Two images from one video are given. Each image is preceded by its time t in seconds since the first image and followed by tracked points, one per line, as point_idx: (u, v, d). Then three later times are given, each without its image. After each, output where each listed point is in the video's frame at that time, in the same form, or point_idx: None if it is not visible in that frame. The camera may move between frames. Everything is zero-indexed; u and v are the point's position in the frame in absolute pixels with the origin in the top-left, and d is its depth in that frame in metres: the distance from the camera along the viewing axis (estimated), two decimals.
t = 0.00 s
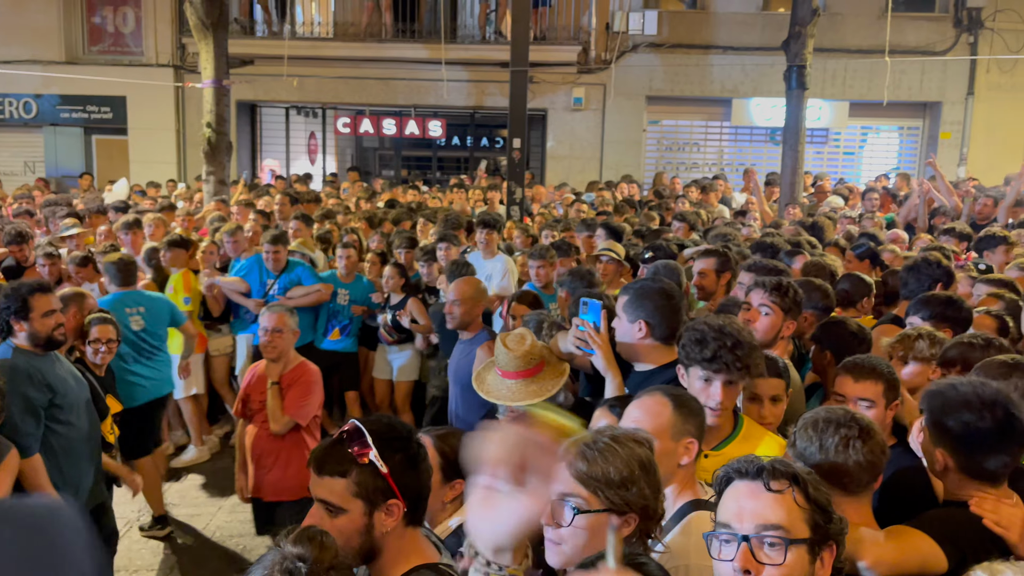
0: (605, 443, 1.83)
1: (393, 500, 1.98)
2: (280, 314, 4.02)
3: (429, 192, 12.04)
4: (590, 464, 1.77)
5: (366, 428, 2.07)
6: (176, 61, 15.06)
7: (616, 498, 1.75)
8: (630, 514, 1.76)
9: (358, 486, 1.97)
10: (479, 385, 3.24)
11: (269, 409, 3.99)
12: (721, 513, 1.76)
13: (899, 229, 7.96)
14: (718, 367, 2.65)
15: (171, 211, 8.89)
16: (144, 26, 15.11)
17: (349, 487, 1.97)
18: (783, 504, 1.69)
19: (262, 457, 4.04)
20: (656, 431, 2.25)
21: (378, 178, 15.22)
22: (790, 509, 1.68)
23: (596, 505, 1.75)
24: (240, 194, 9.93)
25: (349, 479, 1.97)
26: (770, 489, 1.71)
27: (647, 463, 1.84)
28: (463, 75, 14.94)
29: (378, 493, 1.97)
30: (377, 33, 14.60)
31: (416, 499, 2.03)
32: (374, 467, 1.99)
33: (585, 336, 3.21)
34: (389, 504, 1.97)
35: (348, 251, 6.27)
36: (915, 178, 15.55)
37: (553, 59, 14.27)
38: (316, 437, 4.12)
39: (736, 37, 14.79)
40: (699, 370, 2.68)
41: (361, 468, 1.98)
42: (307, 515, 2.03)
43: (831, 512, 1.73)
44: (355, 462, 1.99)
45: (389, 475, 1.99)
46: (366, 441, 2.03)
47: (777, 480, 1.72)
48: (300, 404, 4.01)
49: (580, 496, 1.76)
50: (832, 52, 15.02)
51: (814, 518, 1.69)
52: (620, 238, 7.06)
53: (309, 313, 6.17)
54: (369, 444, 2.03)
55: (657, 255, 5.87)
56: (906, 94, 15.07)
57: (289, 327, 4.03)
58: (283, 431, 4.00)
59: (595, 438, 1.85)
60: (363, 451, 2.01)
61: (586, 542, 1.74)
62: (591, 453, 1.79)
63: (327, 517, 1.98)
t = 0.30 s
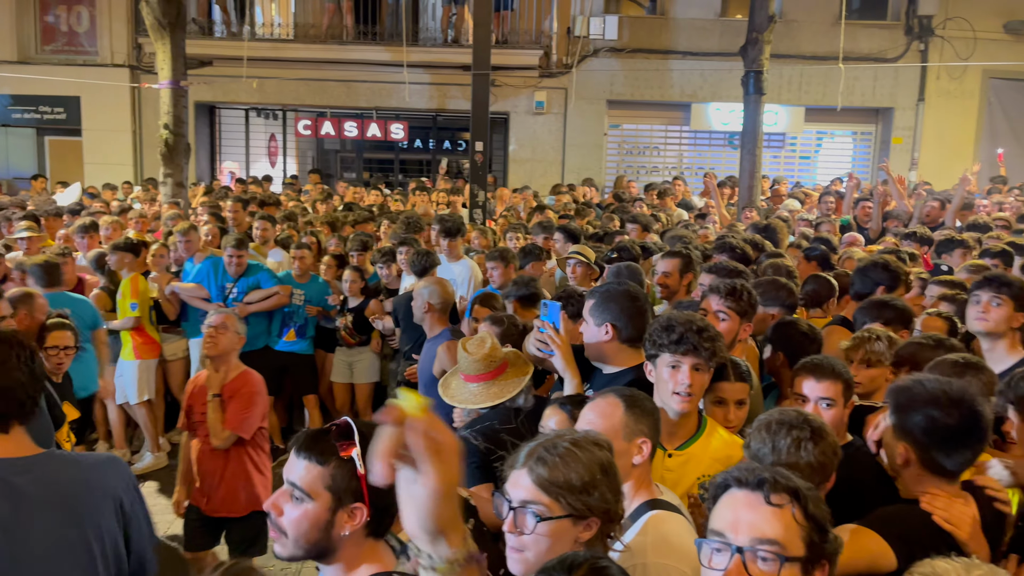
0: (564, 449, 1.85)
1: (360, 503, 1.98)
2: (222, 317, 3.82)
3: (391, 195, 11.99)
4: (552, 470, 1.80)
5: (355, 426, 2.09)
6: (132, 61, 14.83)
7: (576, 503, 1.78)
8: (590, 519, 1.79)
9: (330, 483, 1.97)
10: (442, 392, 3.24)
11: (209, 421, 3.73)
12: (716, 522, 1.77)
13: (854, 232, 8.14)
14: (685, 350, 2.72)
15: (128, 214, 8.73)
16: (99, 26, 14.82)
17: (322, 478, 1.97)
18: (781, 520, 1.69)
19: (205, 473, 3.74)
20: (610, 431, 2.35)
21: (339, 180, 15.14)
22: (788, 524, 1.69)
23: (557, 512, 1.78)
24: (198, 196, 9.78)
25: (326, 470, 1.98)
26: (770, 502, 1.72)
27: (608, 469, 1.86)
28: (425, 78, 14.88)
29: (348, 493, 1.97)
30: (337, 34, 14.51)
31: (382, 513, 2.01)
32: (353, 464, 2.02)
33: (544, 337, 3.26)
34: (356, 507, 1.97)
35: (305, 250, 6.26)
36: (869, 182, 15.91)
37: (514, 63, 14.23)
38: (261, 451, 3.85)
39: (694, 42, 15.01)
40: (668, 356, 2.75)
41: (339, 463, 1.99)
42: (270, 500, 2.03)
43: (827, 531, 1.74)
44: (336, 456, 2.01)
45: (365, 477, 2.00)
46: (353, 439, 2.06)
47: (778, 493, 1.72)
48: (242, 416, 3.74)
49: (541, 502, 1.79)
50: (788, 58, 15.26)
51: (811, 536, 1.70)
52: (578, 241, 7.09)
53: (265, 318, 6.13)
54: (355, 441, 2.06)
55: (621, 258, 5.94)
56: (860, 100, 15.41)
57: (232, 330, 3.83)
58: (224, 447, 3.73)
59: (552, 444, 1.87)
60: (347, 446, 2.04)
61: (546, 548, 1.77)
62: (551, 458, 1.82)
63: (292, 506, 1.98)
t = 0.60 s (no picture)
0: (470, 455, 1.83)
1: (283, 517, 1.94)
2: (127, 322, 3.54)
3: (324, 198, 11.83)
4: (447, 479, 1.80)
5: (292, 437, 2.04)
6: (54, 60, 14.38)
7: (470, 508, 1.75)
8: (493, 522, 1.75)
9: (257, 493, 1.92)
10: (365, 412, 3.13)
11: (107, 433, 3.38)
12: (666, 547, 1.70)
13: (784, 237, 8.34)
14: (616, 352, 2.73)
15: (48, 218, 8.40)
16: (18, 23, 14.32)
17: (249, 488, 1.91)
18: (730, 552, 1.62)
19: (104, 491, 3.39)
20: (539, 437, 2.32)
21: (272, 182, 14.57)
22: (737, 559, 1.61)
23: (455, 517, 1.76)
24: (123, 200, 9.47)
25: (254, 478, 1.92)
26: (721, 533, 1.64)
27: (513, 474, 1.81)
28: (359, 80, 14.75)
29: (272, 505, 1.93)
30: (270, 35, 14.45)
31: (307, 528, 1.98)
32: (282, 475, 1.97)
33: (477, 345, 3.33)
34: (279, 520, 1.93)
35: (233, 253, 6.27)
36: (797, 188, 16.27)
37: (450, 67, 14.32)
38: (159, 462, 3.57)
39: (628, 49, 15.30)
40: (599, 359, 2.73)
41: (269, 472, 1.95)
42: (186, 506, 1.96)
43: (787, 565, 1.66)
44: (265, 466, 1.95)
45: (294, 490, 1.97)
46: (287, 450, 2.01)
47: (729, 522, 1.65)
48: (142, 424, 3.48)
49: (439, 511, 1.78)
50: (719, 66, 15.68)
51: (763, 569, 1.62)
52: (514, 246, 7.08)
53: (185, 323, 5.92)
54: (287, 453, 2.01)
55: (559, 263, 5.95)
56: (788, 107, 15.84)
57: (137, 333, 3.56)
58: (123, 457, 3.40)
59: (461, 451, 1.86)
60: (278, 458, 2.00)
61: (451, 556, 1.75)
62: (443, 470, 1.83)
63: (213, 515, 1.91)
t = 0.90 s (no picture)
0: (371, 468, 1.82)
1: (173, 539, 1.82)
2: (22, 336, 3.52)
3: (257, 205, 11.61)
4: (349, 493, 1.79)
5: (188, 456, 1.93)
6: None
7: (373, 520, 1.74)
8: (397, 534, 1.75)
9: (145, 514, 1.80)
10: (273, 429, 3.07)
11: None
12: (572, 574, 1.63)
13: (717, 242, 8.47)
14: (542, 359, 2.75)
15: None
16: None
17: (137, 510, 1.80)
18: None
19: None
20: (459, 450, 2.28)
21: (207, 190, 14.58)
22: None
23: (359, 530, 1.76)
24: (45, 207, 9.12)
25: (142, 498, 1.81)
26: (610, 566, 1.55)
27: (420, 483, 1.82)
28: (294, 85, 14.67)
29: (161, 528, 1.81)
30: (201, 39, 13.99)
31: (199, 553, 1.86)
32: (173, 496, 1.85)
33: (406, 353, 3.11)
34: (168, 543, 1.81)
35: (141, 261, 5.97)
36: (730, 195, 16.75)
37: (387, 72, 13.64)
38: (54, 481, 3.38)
39: (565, 57, 15.41)
40: (526, 366, 2.74)
41: (159, 492, 1.83)
42: (76, 529, 1.88)
43: None
44: (156, 486, 1.83)
45: (186, 510, 1.85)
46: (180, 469, 1.90)
47: (619, 555, 1.55)
48: (34, 437, 3.32)
49: (345, 524, 1.77)
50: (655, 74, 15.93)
51: None
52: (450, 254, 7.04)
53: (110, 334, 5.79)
54: (179, 473, 1.89)
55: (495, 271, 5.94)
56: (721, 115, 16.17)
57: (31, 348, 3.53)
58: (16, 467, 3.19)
59: (362, 464, 1.85)
60: (172, 477, 1.88)
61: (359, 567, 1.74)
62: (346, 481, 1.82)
63: (101, 535, 1.81)
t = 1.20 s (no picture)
0: (280, 489, 1.78)
1: None
2: None
3: (187, 212, 11.34)
4: (257, 515, 1.77)
5: (46, 487, 1.83)
6: None
7: (283, 542, 1.72)
8: (309, 555, 1.73)
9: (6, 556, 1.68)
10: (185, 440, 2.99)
11: None
12: None
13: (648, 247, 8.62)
14: (453, 363, 2.75)
15: None
16: None
17: None
18: None
19: None
20: (374, 465, 2.26)
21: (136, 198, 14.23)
22: None
23: (269, 553, 1.74)
24: None
25: None
26: None
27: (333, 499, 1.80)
28: (228, 90, 14.41)
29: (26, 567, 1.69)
30: (128, 42, 13.62)
31: None
32: (33, 532, 1.74)
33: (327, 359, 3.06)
34: None
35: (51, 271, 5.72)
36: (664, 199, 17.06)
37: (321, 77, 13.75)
38: None
39: (501, 63, 15.48)
40: (438, 371, 2.76)
41: (16, 532, 1.72)
42: None
43: None
44: (12, 524, 1.73)
45: (48, 546, 1.73)
46: (37, 502, 1.79)
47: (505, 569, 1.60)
48: None
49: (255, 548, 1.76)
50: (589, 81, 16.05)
51: None
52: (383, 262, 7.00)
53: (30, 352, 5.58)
54: (38, 507, 1.78)
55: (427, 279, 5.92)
56: (655, 121, 16.45)
57: None
58: None
59: (272, 484, 1.81)
60: (29, 513, 1.77)
61: None
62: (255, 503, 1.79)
63: None
